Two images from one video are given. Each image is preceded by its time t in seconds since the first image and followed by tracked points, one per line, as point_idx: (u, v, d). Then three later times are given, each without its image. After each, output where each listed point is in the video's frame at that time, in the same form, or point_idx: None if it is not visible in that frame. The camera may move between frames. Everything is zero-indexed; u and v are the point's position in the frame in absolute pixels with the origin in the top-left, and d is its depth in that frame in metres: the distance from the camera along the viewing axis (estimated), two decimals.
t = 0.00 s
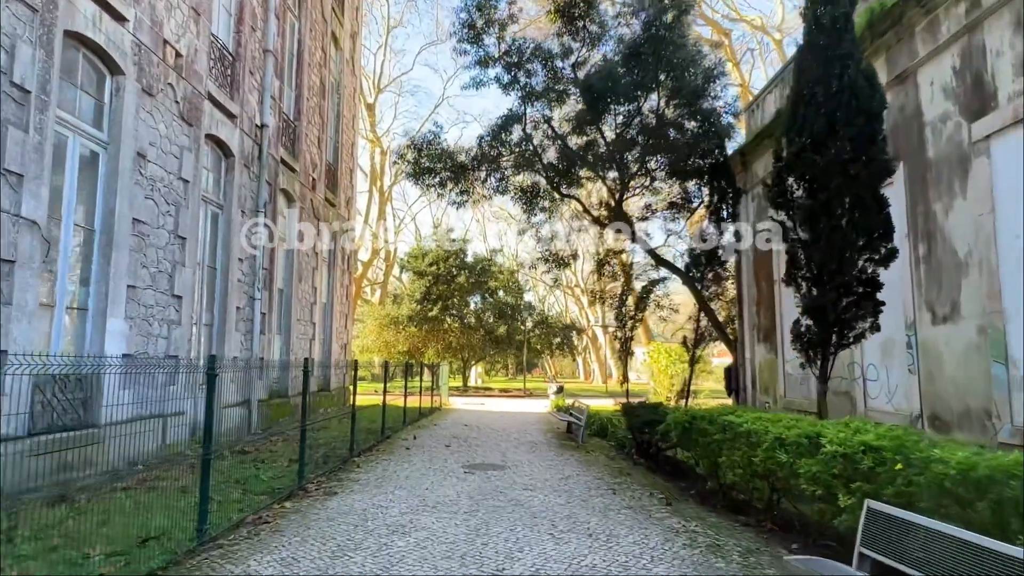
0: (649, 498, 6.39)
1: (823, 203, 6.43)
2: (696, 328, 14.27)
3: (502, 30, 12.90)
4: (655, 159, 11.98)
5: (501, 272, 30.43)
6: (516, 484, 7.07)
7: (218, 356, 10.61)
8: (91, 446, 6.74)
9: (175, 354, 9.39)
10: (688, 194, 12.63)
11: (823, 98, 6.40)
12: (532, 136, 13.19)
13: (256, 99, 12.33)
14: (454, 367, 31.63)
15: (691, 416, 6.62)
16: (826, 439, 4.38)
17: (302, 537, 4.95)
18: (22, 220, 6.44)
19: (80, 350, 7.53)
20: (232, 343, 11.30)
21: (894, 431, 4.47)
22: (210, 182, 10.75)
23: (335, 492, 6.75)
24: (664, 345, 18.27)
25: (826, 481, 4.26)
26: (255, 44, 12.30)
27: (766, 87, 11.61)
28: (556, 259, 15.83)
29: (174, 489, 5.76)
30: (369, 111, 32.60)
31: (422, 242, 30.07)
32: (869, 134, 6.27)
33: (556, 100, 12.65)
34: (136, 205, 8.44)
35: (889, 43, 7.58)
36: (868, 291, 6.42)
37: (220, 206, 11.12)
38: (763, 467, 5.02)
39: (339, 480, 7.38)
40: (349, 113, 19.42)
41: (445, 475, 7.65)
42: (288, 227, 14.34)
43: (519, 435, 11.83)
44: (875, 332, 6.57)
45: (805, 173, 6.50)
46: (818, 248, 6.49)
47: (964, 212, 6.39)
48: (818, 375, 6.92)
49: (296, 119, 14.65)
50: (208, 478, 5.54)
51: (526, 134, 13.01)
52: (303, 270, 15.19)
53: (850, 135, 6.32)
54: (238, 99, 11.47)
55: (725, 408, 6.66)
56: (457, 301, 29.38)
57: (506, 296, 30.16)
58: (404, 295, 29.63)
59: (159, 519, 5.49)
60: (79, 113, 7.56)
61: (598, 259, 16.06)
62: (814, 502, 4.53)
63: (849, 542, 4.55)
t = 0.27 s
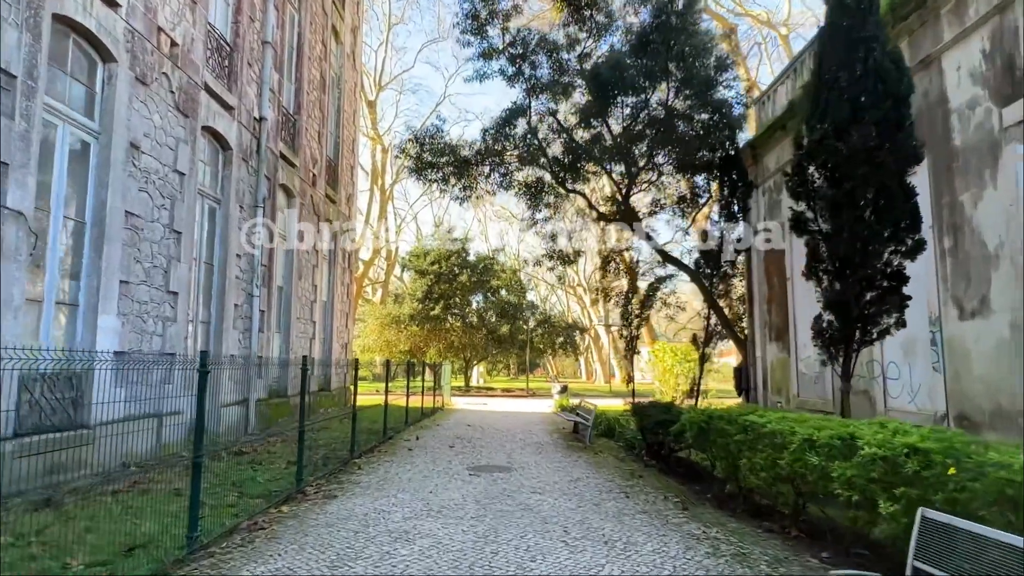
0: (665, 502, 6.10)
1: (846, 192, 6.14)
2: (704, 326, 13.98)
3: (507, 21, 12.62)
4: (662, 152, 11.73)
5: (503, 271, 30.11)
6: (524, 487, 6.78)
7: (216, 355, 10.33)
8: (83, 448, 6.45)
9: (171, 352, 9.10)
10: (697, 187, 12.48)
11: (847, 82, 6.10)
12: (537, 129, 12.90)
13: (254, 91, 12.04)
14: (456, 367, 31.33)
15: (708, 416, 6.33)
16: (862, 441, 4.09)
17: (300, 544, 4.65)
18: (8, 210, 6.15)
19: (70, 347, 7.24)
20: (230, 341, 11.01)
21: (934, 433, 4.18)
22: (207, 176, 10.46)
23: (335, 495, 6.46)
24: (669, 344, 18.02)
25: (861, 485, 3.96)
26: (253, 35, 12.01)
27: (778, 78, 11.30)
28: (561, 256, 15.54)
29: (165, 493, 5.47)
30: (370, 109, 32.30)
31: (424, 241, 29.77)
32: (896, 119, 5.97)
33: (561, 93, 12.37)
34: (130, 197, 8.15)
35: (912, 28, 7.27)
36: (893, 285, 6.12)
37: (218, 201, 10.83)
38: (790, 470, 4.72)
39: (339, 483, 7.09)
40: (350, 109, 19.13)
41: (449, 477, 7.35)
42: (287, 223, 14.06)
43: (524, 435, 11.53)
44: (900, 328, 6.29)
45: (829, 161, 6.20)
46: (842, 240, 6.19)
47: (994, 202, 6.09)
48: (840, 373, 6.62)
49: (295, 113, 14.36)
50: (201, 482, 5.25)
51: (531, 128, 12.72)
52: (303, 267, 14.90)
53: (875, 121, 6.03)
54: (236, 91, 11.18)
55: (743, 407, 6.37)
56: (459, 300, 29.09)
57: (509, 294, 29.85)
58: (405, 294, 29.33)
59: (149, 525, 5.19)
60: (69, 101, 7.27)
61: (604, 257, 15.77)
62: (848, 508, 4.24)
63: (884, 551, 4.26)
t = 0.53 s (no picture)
0: (679, 512, 5.81)
1: (870, 186, 5.87)
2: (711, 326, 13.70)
3: (512, 15, 12.41)
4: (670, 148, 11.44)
5: (505, 271, 29.80)
6: (531, 495, 6.50)
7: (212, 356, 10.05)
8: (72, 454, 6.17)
9: (165, 353, 8.83)
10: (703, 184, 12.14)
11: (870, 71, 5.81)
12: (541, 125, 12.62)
13: (252, 86, 11.76)
14: (458, 367, 31.05)
15: (725, 421, 6.05)
16: (902, 452, 3.83)
17: (294, 560, 4.36)
18: None
19: (58, 349, 6.96)
20: (227, 342, 10.74)
21: (978, 443, 3.93)
22: (203, 173, 10.19)
23: (333, 504, 6.18)
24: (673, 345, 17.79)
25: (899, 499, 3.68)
26: (251, 28, 11.73)
27: (790, 72, 11.00)
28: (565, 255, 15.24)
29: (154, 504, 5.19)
30: (370, 107, 31.99)
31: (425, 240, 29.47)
32: (923, 109, 5.70)
33: (566, 88, 12.08)
34: (121, 194, 7.87)
35: (934, 15, 6.98)
36: (919, 284, 5.83)
37: (214, 198, 10.55)
38: (817, 481, 4.44)
39: (337, 490, 6.81)
40: (350, 106, 18.84)
41: (452, 485, 7.07)
42: (286, 221, 13.77)
43: (528, 438, 11.26)
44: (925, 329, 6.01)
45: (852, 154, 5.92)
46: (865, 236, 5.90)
47: None
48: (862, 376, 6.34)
49: (294, 109, 14.07)
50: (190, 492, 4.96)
51: (535, 124, 12.44)
52: (302, 266, 14.63)
53: (902, 111, 5.75)
54: (233, 86, 10.90)
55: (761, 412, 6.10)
56: (460, 300, 28.79)
57: (511, 295, 29.55)
58: (406, 294, 29.03)
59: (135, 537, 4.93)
60: (56, 93, 6.99)
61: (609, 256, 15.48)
62: (885, 522, 4.00)
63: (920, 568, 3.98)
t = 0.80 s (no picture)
0: (690, 518, 5.55)
1: (890, 176, 5.60)
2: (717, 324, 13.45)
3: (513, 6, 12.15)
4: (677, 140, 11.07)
5: (507, 269, 29.56)
6: (535, 499, 6.24)
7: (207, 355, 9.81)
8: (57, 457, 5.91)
9: (156, 351, 8.57)
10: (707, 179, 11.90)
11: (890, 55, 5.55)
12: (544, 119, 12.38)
13: (248, 80, 11.51)
14: (459, 367, 30.81)
15: (738, 422, 5.78)
16: (938, 456, 3.57)
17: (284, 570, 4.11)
18: None
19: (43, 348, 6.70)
20: (222, 341, 10.49)
21: (1017, 447, 3.67)
22: (197, 167, 9.93)
23: (329, 508, 5.93)
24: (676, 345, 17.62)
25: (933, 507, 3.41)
26: (247, 20, 11.48)
27: (799, 64, 10.73)
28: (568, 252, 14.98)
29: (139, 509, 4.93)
30: (370, 105, 31.73)
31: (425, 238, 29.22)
32: (947, 94, 5.44)
33: (569, 82, 11.78)
34: (110, 187, 7.61)
35: None
36: (940, 278, 5.56)
37: (208, 193, 10.29)
38: (841, 487, 4.17)
39: (333, 493, 6.57)
40: (350, 102, 18.57)
41: (452, 488, 6.81)
42: (283, 218, 13.51)
43: (530, 439, 11.02)
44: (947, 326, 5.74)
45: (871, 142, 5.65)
46: (885, 229, 5.64)
47: None
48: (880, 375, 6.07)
49: (291, 104, 13.81)
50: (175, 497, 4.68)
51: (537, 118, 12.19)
52: (300, 264, 14.38)
53: (924, 97, 5.50)
54: (228, 78, 10.64)
55: (775, 412, 5.84)
56: (461, 299, 28.54)
57: (512, 293, 29.28)
58: (407, 293, 28.77)
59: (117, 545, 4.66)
60: (41, 82, 6.72)
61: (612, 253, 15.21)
62: (917, 531, 3.73)
63: None
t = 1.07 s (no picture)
0: (703, 531, 5.25)
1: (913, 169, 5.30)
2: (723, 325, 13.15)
3: None
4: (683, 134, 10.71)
5: (508, 269, 29.27)
6: (537, 509, 5.95)
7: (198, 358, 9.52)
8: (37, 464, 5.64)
9: (146, 354, 8.29)
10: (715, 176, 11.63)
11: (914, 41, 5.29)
12: (545, 115, 12.11)
13: (242, 75, 11.22)
14: (460, 368, 30.54)
15: (752, 429, 5.48)
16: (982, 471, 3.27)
17: None
18: None
19: (22, 350, 6.42)
20: (215, 343, 10.21)
21: None
22: (188, 163, 9.65)
23: (321, 519, 5.65)
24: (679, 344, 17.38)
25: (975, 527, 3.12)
26: (241, 13, 11.19)
27: (808, 57, 10.43)
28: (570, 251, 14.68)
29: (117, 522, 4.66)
30: (370, 103, 31.45)
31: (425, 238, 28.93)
32: (973, 83, 5.15)
33: (571, 77, 11.58)
34: (96, 183, 7.33)
35: None
36: (965, 277, 5.27)
37: (200, 190, 10.00)
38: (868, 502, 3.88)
39: (326, 503, 6.28)
40: (348, 98, 18.28)
41: (451, 496, 6.52)
42: (278, 216, 13.22)
43: (532, 443, 10.74)
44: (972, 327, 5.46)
45: (893, 133, 5.35)
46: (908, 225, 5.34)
47: None
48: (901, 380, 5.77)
49: (288, 100, 13.52)
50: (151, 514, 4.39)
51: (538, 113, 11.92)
52: (297, 264, 14.11)
53: (948, 85, 5.21)
54: (221, 72, 10.36)
55: (789, 418, 5.54)
56: (462, 299, 28.25)
57: (513, 293, 28.97)
58: (407, 294, 28.49)
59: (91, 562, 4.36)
60: (21, 73, 6.43)
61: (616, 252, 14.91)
62: (954, 553, 3.43)
63: None
